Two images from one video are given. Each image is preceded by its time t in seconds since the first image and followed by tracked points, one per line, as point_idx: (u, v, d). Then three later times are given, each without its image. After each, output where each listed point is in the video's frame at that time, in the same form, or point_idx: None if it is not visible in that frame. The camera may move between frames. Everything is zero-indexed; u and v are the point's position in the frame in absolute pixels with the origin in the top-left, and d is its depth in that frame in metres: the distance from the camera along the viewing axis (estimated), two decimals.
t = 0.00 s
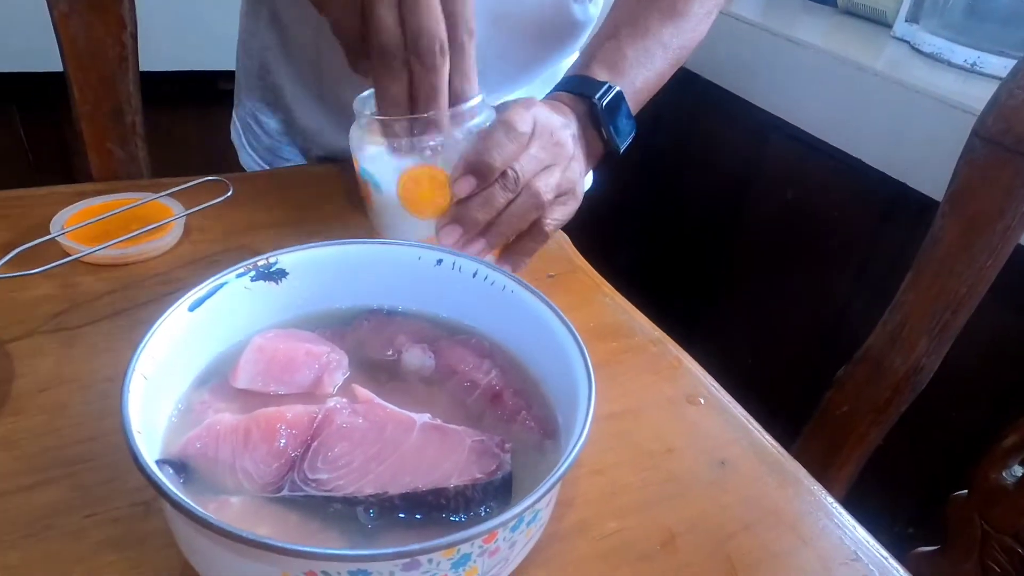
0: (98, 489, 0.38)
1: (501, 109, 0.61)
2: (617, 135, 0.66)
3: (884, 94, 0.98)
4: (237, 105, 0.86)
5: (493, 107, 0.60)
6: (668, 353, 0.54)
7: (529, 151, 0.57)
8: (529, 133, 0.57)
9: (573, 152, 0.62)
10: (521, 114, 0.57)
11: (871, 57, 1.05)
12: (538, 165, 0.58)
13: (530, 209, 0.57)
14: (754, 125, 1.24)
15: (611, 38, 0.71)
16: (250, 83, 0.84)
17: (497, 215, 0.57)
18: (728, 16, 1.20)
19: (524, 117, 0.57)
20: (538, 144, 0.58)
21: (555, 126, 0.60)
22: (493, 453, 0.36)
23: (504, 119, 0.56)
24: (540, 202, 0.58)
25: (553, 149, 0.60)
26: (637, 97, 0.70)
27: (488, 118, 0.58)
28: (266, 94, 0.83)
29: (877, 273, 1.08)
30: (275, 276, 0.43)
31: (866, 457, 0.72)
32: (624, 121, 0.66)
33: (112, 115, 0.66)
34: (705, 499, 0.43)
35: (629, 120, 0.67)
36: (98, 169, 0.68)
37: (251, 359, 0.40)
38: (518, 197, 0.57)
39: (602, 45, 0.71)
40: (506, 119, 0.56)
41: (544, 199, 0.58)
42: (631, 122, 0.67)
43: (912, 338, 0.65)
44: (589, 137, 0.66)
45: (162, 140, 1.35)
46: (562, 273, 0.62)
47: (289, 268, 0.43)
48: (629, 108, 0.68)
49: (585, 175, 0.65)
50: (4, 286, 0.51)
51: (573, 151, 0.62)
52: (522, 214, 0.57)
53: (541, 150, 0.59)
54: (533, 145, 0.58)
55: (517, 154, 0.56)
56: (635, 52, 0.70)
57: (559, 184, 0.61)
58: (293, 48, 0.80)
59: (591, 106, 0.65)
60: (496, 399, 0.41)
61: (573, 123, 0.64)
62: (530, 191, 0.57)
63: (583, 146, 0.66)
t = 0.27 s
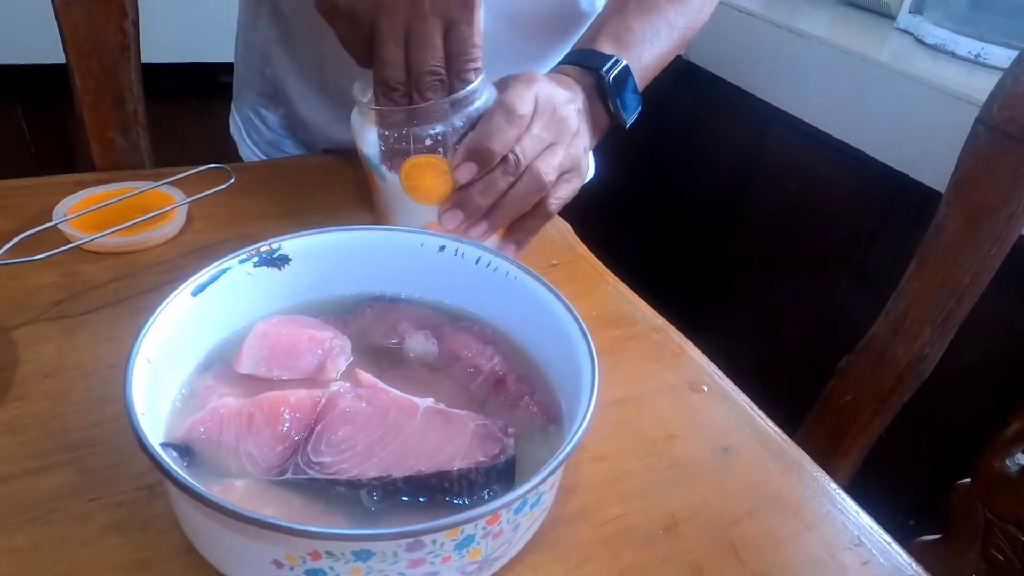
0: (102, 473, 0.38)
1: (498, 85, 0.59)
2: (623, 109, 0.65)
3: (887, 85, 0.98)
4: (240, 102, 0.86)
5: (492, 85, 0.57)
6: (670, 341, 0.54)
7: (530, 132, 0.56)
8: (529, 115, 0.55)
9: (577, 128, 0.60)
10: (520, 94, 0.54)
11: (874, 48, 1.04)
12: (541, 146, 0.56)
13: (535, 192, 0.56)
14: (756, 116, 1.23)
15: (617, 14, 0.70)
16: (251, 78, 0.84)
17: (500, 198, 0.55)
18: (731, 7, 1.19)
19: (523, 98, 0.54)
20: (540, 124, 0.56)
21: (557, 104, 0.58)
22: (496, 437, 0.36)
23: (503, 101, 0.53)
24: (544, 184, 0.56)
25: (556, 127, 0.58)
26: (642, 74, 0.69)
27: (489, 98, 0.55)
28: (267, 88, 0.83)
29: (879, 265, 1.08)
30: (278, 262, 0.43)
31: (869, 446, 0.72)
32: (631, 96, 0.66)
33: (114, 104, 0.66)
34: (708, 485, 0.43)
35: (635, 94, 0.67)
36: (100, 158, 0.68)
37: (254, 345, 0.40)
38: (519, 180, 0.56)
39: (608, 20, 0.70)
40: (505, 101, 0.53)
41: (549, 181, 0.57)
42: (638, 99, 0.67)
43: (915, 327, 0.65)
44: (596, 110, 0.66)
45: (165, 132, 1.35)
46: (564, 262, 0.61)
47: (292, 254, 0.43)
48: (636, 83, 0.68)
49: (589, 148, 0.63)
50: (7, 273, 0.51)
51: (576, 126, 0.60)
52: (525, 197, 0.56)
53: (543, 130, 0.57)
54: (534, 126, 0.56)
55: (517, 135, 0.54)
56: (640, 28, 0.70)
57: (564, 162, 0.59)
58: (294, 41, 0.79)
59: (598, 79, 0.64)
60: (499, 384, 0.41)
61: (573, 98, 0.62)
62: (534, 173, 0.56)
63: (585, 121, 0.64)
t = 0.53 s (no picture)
0: (103, 464, 0.38)
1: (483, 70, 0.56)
2: (627, 94, 0.65)
3: (887, 78, 0.98)
4: (235, 97, 0.85)
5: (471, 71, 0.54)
6: (669, 333, 0.54)
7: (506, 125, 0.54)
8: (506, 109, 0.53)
9: (562, 120, 0.58)
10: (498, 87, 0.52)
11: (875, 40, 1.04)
12: (519, 139, 0.55)
13: (506, 186, 0.55)
14: (757, 110, 1.23)
15: None
16: (245, 74, 0.82)
17: (472, 191, 0.54)
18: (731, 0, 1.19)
19: (500, 91, 0.52)
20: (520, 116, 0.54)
21: (541, 96, 0.55)
22: (495, 426, 0.36)
23: (478, 94, 0.51)
24: (518, 179, 0.55)
25: (537, 120, 0.56)
26: (646, 59, 0.69)
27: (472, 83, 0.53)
28: (263, 84, 0.82)
29: (879, 258, 1.08)
30: (278, 253, 0.43)
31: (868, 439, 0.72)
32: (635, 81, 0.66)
33: (114, 97, 0.66)
34: (706, 476, 0.43)
35: (639, 80, 0.66)
36: (100, 151, 0.68)
37: (253, 336, 0.41)
38: (492, 172, 0.54)
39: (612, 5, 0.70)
40: (480, 94, 0.51)
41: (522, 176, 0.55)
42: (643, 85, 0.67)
43: (914, 319, 0.65)
44: (599, 94, 0.65)
45: (166, 127, 1.35)
46: (564, 254, 0.62)
47: (291, 245, 0.43)
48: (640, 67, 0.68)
49: (578, 138, 0.62)
50: (9, 266, 0.51)
51: (562, 119, 0.58)
52: (499, 190, 0.55)
53: (524, 122, 0.55)
54: (512, 120, 0.54)
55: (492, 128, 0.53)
56: (645, 14, 0.69)
57: (543, 156, 0.57)
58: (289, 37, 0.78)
59: (602, 64, 0.64)
60: (498, 375, 0.41)
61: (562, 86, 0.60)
62: (507, 168, 0.54)
63: (582, 111, 0.63)
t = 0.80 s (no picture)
0: (124, 440, 0.39)
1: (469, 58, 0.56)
2: (637, 74, 0.65)
3: (895, 66, 0.98)
4: (243, 84, 0.86)
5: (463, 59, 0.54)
6: (679, 316, 0.55)
7: (486, 117, 0.53)
8: (484, 102, 0.52)
9: (551, 108, 0.58)
10: (475, 80, 0.51)
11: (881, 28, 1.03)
12: (501, 130, 0.54)
13: (488, 179, 0.54)
14: (762, 99, 1.23)
15: None
16: (248, 62, 0.83)
17: (454, 184, 0.53)
18: None
19: (478, 84, 0.51)
20: (500, 107, 0.54)
21: (524, 85, 0.55)
22: (510, 402, 0.37)
23: (454, 86, 0.50)
24: (501, 171, 0.55)
25: (520, 110, 0.55)
26: (656, 39, 0.70)
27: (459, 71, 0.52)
28: (263, 73, 0.82)
29: (886, 246, 1.08)
30: (293, 234, 0.43)
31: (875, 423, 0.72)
32: (645, 61, 0.66)
33: (126, 85, 0.66)
34: (717, 453, 0.44)
35: (650, 59, 0.66)
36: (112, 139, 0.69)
37: (270, 316, 0.41)
38: (473, 165, 0.54)
39: None
40: (456, 87, 0.50)
41: (505, 168, 0.55)
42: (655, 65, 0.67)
43: (922, 304, 0.65)
44: (608, 73, 0.66)
45: (173, 118, 1.36)
46: (573, 239, 0.62)
47: (306, 227, 0.44)
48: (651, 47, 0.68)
49: (574, 125, 0.61)
50: (26, 250, 0.52)
51: (550, 107, 0.57)
52: (483, 180, 0.54)
53: (505, 112, 0.54)
54: (491, 111, 0.53)
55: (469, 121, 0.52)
56: None
57: (529, 147, 0.57)
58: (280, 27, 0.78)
59: (610, 41, 0.65)
60: (511, 353, 0.42)
61: (552, 73, 0.60)
62: (487, 160, 0.54)
63: (582, 95, 0.63)
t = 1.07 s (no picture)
0: (154, 433, 0.40)
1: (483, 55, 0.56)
2: (655, 65, 0.66)
3: (899, 60, 0.98)
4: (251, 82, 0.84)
5: (475, 59, 0.55)
6: (694, 310, 0.55)
7: (495, 117, 0.53)
8: (491, 102, 0.52)
9: (563, 107, 0.57)
10: (483, 80, 0.51)
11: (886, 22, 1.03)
12: (511, 129, 0.54)
13: (499, 181, 0.54)
14: (769, 95, 1.23)
15: None
16: (256, 61, 0.81)
17: (464, 185, 0.53)
18: None
19: (486, 84, 0.51)
20: (510, 106, 0.54)
21: (536, 84, 0.55)
22: (534, 395, 0.37)
23: (460, 87, 0.51)
24: (512, 173, 0.54)
25: (531, 110, 0.55)
26: (674, 32, 0.71)
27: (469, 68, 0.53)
28: (270, 72, 0.80)
29: (893, 241, 1.08)
30: (317, 230, 0.44)
31: (887, 417, 0.73)
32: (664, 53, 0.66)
33: (143, 82, 0.67)
34: (735, 445, 0.44)
35: (668, 51, 0.67)
36: (130, 135, 0.70)
37: (296, 310, 0.42)
38: (484, 165, 0.53)
39: None
40: (462, 87, 0.51)
41: (516, 170, 0.54)
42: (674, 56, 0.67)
43: (934, 299, 0.66)
44: (628, 65, 0.66)
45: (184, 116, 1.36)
46: (588, 234, 0.62)
47: (329, 223, 0.44)
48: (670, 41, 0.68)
49: (589, 122, 0.61)
50: (51, 246, 0.53)
51: (562, 106, 0.57)
52: (495, 181, 0.54)
53: (516, 111, 0.55)
54: (500, 110, 0.54)
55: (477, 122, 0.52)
56: None
57: (542, 147, 0.56)
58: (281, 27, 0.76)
59: (629, 33, 0.65)
60: (533, 347, 0.43)
61: (565, 70, 0.59)
62: (499, 161, 0.53)
63: (597, 90, 0.63)
